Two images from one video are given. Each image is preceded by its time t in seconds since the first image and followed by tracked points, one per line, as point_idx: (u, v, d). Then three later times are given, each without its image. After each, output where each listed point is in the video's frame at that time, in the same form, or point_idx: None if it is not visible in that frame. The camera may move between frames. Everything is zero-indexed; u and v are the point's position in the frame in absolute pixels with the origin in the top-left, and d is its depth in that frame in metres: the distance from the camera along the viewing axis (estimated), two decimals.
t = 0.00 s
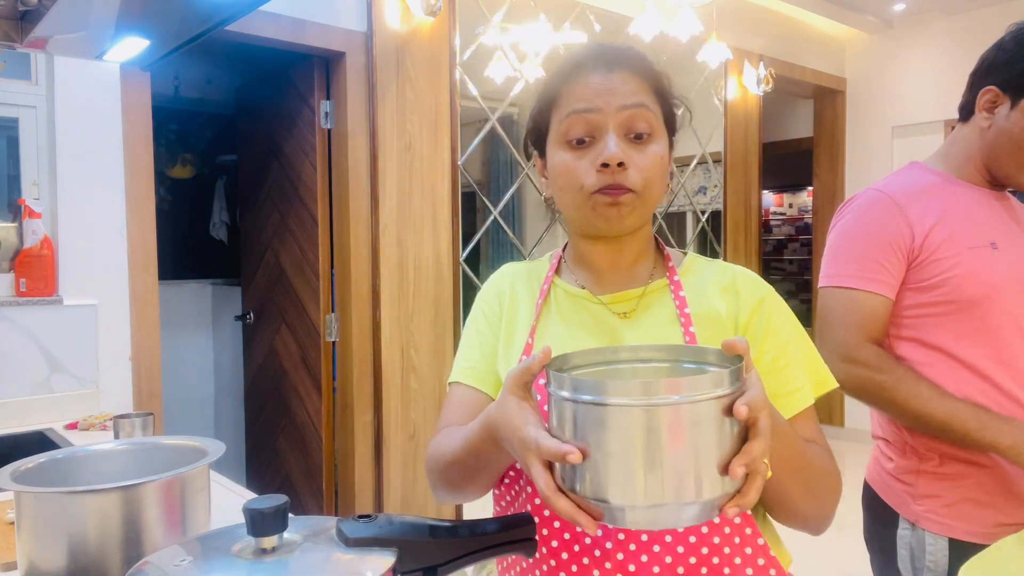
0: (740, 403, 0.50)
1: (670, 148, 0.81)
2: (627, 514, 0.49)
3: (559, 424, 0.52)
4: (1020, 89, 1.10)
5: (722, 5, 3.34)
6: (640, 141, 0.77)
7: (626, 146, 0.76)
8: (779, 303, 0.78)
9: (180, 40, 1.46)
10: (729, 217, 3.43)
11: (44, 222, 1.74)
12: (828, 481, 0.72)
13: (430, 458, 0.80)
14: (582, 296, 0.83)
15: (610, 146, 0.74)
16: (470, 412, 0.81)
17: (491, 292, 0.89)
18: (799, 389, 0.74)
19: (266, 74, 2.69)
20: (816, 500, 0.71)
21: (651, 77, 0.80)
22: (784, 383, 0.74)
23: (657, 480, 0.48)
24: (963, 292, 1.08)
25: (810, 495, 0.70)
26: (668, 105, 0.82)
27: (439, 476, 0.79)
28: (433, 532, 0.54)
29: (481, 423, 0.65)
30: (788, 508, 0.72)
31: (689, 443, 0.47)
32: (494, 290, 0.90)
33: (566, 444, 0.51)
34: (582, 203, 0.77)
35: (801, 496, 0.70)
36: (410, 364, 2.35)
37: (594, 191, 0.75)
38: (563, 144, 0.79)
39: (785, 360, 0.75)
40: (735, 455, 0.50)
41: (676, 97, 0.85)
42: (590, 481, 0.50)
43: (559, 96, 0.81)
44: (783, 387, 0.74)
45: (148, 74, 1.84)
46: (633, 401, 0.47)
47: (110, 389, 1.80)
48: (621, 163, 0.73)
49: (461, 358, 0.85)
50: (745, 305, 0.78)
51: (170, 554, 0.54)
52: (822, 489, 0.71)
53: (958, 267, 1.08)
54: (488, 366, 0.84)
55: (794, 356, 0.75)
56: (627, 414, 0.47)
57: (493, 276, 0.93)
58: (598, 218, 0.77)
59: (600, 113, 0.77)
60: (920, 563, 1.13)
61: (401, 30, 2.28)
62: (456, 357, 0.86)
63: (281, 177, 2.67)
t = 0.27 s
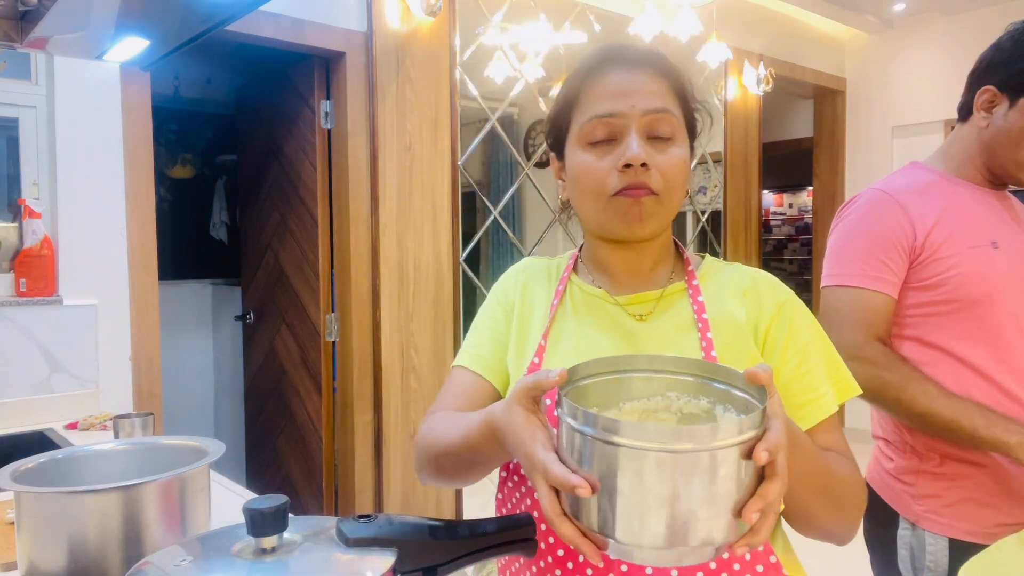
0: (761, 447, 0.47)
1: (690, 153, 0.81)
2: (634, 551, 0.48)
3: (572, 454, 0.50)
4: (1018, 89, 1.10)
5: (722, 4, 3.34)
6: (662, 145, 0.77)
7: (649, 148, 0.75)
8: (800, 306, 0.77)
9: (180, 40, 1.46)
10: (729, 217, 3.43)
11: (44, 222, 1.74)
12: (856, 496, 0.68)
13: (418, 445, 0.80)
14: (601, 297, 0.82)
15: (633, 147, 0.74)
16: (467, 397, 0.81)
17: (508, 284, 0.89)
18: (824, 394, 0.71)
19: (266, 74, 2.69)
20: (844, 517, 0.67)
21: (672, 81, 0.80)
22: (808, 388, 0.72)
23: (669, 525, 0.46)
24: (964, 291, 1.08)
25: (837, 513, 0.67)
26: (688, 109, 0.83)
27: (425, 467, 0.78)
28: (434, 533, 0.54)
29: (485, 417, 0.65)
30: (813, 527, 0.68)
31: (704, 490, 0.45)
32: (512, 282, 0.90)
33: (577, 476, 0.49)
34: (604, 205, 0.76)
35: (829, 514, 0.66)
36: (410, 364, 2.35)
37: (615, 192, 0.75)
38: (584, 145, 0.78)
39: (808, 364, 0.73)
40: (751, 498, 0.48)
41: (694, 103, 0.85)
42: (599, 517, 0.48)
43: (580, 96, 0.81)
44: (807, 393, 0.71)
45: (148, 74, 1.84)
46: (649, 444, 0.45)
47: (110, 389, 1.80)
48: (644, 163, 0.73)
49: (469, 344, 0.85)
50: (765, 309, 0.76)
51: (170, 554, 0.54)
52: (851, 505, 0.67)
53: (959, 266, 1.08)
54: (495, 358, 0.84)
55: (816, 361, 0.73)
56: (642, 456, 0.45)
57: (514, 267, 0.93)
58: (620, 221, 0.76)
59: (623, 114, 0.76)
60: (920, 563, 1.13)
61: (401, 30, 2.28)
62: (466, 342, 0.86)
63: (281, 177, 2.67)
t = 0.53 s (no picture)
0: (767, 461, 0.46)
1: (699, 146, 0.81)
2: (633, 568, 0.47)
3: (571, 467, 0.49)
4: (1018, 90, 1.10)
5: (723, 4, 3.34)
6: (670, 139, 0.77)
7: (656, 143, 0.75)
8: (807, 302, 0.75)
9: (180, 40, 1.46)
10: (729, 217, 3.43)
11: (45, 222, 1.75)
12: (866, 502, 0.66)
13: (398, 422, 0.80)
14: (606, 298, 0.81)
15: (640, 144, 0.74)
16: (454, 374, 0.82)
17: (514, 270, 0.90)
18: (834, 392, 0.70)
19: (266, 74, 2.69)
20: (854, 521, 0.65)
21: (680, 73, 0.80)
22: (817, 387, 0.70)
23: (672, 541, 0.45)
24: (965, 291, 1.08)
25: (848, 517, 0.65)
26: (698, 102, 0.82)
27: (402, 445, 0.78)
28: (433, 533, 0.54)
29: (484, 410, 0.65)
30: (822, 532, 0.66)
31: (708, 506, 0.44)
32: (518, 269, 0.91)
33: (576, 490, 0.48)
34: (608, 203, 0.76)
35: (839, 520, 0.64)
36: (410, 364, 2.35)
37: (621, 191, 0.75)
38: (589, 141, 0.78)
39: (815, 362, 0.72)
40: (756, 512, 0.47)
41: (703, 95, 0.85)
42: (599, 532, 0.47)
43: (584, 90, 0.81)
44: (816, 391, 0.70)
45: (148, 74, 1.84)
46: (651, 460, 0.43)
47: (110, 389, 1.80)
48: (651, 160, 0.73)
49: (468, 324, 0.87)
50: (771, 307, 0.75)
51: (170, 554, 0.54)
52: (860, 511, 0.65)
53: (959, 266, 1.08)
54: (489, 339, 0.85)
55: (824, 358, 0.72)
56: (643, 473, 0.44)
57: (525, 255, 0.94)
58: (625, 221, 0.76)
59: (630, 108, 0.76)
60: (920, 563, 1.13)
61: (401, 30, 2.28)
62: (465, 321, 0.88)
63: (281, 177, 2.67)
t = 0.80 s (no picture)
0: (763, 475, 0.45)
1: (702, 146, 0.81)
2: None
3: (562, 483, 0.48)
4: (1015, 90, 1.10)
5: (722, 4, 3.34)
6: (672, 138, 0.77)
7: (657, 142, 0.75)
8: (807, 298, 0.75)
9: (180, 40, 1.46)
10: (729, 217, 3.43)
11: (45, 222, 1.75)
12: (865, 502, 0.66)
13: (389, 417, 0.80)
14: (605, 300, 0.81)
15: (641, 143, 0.73)
16: (448, 370, 0.83)
17: (513, 266, 0.90)
18: (833, 388, 0.70)
19: (266, 74, 2.69)
20: (852, 521, 0.65)
21: (683, 71, 0.80)
22: (816, 384, 0.71)
23: (667, 559, 0.43)
24: (964, 292, 1.08)
25: (846, 517, 0.64)
26: (701, 100, 0.82)
27: (392, 441, 0.78)
28: (432, 533, 0.54)
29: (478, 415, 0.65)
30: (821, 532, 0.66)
31: (703, 523, 0.43)
32: (518, 265, 0.91)
33: (567, 507, 0.47)
34: (608, 202, 0.76)
35: (837, 519, 0.64)
36: (410, 363, 2.35)
37: (620, 191, 0.75)
38: (590, 139, 0.78)
39: (814, 360, 0.72)
40: (753, 525, 0.46)
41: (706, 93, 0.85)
42: (591, 551, 0.46)
43: (585, 87, 0.80)
44: (815, 389, 0.70)
45: (148, 74, 1.84)
46: (645, 477, 0.42)
47: (110, 389, 1.79)
48: (653, 159, 0.73)
49: (464, 319, 0.87)
50: (770, 304, 0.75)
51: (170, 554, 0.54)
52: (858, 511, 0.65)
53: (959, 266, 1.08)
54: (485, 337, 0.85)
55: (823, 355, 0.72)
56: (636, 491, 0.43)
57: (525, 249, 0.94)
58: (626, 221, 0.75)
59: (631, 106, 0.76)
60: (920, 563, 1.13)
61: (401, 30, 2.28)
62: (461, 315, 0.88)
63: (281, 176, 2.67)
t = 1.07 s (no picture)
0: (761, 485, 0.45)
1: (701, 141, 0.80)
2: None
3: (554, 495, 0.47)
4: (1012, 91, 1.10)
5: (722, 5, 3.34)
6: (669, 132, 0.76)
7: (654, 136, 0.75)
8: (807, 295, 0.74)
9: (181, 40, 1.46)
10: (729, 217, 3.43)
11: (44, 222, 1.75)
12: (866, 505, 0.66)
13: (385, 421, 0.80)
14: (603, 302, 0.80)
15: (638, 135, 0.73)
16: (444, 374, 0.83)
17: (511, 268, 0.91)
18: (834, 384, 0.70)
19: (266, 74, 2.69)
20: (852, 521, 0.65)
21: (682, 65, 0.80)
22: (816, 381, 0.70)
23: (664, 568, 0.43)
24: (964, 293, 1.08)
25: (847, 518, 0.64)
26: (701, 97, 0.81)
27: (388, 445, 0.79)
28: (433, 533, 0.54)
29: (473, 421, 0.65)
30: (821, 531, 0.66)
31: (699, 536, 0.43)
32: (515, 267, 0.91)
33: (561, 520, 0.47)
34: (605, 198, 0.75)
35: (838, 520, 0.64)
36: (410, 363, 2.35)
37: (616, 186, 0.74)
38: (587, 133, 0.78)
39: (814, 357, 0.71)
40: (751, 534, 0.45)
41: (707, 90, 0.84)
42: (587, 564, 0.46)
43: (583, 83, 0.80)
44: (816, 387, 0.70)
45: (148, 74, 1.84)
46: (638, 491, 0.42)
47: (110, 389, 1.79)
48: (649, 152, 0.72)
49: (461, 322, 0.88)
50: (769, 304, 0.74)
51: (170, 554, 0.54)
52: (859, 513, 0.65)
53: (959, 267, 1.08)
54: (481, 340, 0.86)
55: (824, 352, 0.72)
56: (631, 506, 0.43)
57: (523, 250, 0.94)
58: (622, 217, 0.75)
59: (628, 100, 0.76)
60: (920, 563, 1.13)
61: (401, 30, 2.28)
62: (458, 318, 0.89)
63: (281, 177, 2.67)
